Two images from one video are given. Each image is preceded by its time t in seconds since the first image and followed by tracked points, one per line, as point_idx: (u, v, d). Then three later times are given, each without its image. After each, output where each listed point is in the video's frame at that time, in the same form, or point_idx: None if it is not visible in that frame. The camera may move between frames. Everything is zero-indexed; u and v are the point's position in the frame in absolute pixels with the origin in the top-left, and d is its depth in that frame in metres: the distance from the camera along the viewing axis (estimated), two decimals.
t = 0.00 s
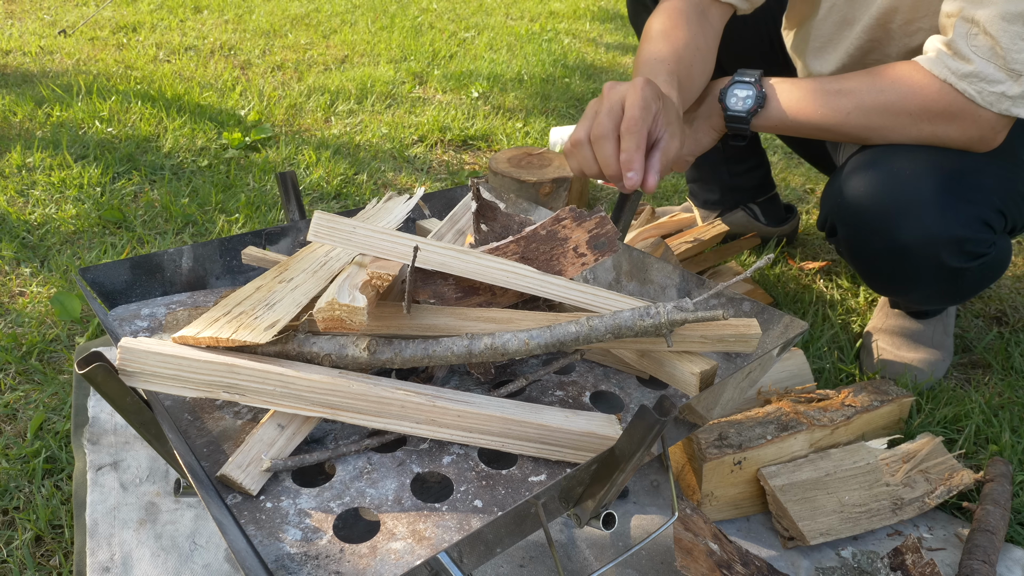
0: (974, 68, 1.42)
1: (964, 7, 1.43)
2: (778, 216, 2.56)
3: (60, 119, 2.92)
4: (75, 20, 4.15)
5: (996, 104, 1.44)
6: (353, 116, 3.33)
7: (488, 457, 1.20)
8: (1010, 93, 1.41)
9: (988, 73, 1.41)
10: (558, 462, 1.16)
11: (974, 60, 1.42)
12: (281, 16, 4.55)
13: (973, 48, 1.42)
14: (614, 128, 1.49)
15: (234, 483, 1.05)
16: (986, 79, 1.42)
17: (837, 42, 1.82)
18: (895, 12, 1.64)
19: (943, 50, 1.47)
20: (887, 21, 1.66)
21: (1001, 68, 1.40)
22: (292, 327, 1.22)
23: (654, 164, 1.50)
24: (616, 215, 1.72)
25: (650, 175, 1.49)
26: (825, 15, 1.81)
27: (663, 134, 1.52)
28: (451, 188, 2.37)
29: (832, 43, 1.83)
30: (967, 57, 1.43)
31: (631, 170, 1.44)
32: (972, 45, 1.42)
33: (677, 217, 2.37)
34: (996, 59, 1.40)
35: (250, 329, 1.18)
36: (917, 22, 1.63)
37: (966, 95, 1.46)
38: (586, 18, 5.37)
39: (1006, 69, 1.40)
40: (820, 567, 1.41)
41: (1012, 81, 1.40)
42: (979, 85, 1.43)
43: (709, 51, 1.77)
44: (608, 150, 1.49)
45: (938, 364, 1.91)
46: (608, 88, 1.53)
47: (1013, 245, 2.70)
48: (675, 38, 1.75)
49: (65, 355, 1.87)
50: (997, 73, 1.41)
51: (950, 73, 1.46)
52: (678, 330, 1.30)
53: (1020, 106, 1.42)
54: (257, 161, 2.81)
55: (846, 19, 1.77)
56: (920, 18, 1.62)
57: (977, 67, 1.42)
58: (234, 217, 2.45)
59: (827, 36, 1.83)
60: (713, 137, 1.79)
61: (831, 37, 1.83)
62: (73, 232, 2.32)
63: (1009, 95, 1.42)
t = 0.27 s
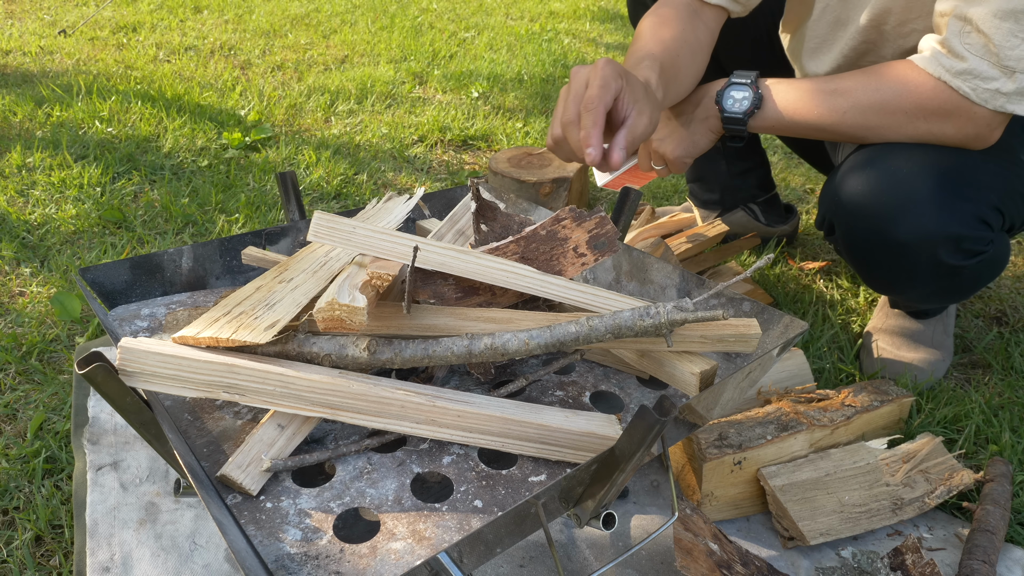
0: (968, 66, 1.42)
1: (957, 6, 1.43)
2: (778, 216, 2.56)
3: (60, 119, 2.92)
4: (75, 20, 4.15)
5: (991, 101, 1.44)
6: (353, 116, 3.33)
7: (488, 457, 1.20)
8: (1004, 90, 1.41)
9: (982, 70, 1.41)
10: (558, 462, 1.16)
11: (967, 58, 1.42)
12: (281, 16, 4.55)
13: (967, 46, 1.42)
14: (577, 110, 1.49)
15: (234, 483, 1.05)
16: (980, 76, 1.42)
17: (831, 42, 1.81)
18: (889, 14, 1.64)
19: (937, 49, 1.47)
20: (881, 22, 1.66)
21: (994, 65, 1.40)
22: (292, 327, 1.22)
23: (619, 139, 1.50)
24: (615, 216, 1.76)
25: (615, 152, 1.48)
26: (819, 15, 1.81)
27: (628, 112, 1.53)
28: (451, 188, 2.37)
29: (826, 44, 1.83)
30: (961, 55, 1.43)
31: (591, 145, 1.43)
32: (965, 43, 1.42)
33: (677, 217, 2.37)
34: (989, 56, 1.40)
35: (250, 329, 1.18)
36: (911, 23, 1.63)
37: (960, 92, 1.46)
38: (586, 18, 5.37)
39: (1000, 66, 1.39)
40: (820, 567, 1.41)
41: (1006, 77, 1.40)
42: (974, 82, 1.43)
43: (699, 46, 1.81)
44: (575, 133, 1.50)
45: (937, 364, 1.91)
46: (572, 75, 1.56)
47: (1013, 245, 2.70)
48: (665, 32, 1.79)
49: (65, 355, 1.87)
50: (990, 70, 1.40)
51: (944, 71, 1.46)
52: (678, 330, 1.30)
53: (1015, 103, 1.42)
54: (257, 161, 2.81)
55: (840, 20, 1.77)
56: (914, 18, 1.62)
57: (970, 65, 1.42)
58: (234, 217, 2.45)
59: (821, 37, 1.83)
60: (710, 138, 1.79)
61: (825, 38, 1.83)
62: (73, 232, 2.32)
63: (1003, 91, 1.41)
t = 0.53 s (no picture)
0: (959, 61, 1.42)
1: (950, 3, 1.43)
2: (778, 216, 2.57)
3: (60, 119, 2.92)
4: (75, 20, 4.15)
5: (982, 96, 1.43)
6: (353, 116, 3.33)
7: (488, 458, 1.20)
8: (995, 85, 1.41)
9: (973, 65, 1.41)
10: (558, 462, 1.16)
11: (959, 53, 1.42)
12: (281, 16, 4.55)
13: (959, 42, 1.42)
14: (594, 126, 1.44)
15: (234, 484, 1.05)
16: (971, 71, 1.42)
17: (828, 42, 1.81)
18: (885, 11, 1.64)
19: (929, 46, 1.47)
20: (876, 20, 1.67)
21: (985, 61, 1.40)
22: (292, 327, 1.22)
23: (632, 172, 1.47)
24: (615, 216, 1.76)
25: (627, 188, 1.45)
26: (815, 16, 1.81)
27: (645, 140, 1.48)
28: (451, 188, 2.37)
29: (823, 44, 1.83)
30: (952, 50, 1.43)
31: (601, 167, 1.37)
32: (957, 39, 1.42)
33: (677, 217, 2.37)
34: (980, 52, 1.40)
35: (251, 329, 1.18)
36: (906, 20, 1.63)
37: (952, 88, 1.46)
38: (586, 18, 5.37)
39: (991, 61, 1.39)
40: (820, 567, 1.41)
41: (997, 73, 1.40)
42: (965, 78, 1.43)
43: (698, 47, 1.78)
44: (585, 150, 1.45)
45: (937, 364, 1.91)
46: (597, 82, 1.49)
47: (1013, 245, 2.70)
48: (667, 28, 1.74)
49: (65, 355, 1.86)
50: (981, 65, 1.40)
51: (936, 66, 1.46)
52: (678, 330, 1.30)
53: (1006, 98, 1.42)
54: (257, 161, 2.81)
55: (835, 19, 1.77)
56: (909, 16, 1.63)
57: (961, 60, 1.42)
58: (234, 217, 2.46)
59: (817, 38, 1.84)
60: (704, 135, 1.78)
61: (821, 38, 1.83)
62: (73, 232, 2.32)
63: (994, 86, 1.41)
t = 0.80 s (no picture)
0: (962, 62, 1.42)
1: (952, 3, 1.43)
2: (778, 216, 2.56)
3: (60, 119, 2.92)
4: (75, 20, 4.15)
5: (984, 97, 1.44)
6: (353, 116, 3.33)
7: (488, 457, 1.20)
8: (998, 85, 1.41)
9: (976, 66, 1.41)
10: (558, 462, 1.16)
11: (961, 54, 1.42)
12: (281, 16, 4.55)
13: (961, 42, 1.42)
14: (588, 117, 1.36)
15: (234, 484, 1.05)
16: (974, 72, 1.42)
17: (830, 43, 1.82)
18: (887, 9, 1.64)
19: (932, 46, 1.47)
20: (879, 17, 1.67)
21: (988, 61, 1.40)
22: (292, 328, 1.22)
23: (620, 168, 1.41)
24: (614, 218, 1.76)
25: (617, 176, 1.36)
26: (816, 16, 1.82)
27: (634, 141, 1.42)
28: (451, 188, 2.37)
29: (824, 44, 1.83)
30: (955, 51, 1.43)
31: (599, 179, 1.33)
32: (960, 39, 1.42)
33: (677, 217, 2.37)
34: (983, 52, 1.40)
35: (250, 329, 1.18)
36: (908, 18, 1.63)
37: (954, 88, 1.46)
38: (586, 18, 5.37)
39: (994, 62, 1.40)
40: (820, 567, 1.41)
41: (1000, 73, 1.40)
42: (967, 78, 1.43)
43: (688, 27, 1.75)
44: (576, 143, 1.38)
45: (937, 364, 1.91)
46: (595, 72, 1.40)
47: (1013, 245, 2.70)
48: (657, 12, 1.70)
49: (65, 355, 1.86)
50: (984, 66, 1.40)
51: (938, 67, 1.46)
52: (678, 330, 1.30)
53: (1009, 99, 1.42)
54: (257, 161, 2.81)
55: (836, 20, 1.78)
56: (912, 14, 1.62)
57: (964, 61, 1.42)
58: (234, 217, 2.45)
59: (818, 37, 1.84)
60: (704, 133, 1.78)
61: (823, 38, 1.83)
62: (73, 232, 2.32)
63: (997, 87, 1.42)
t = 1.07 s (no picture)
0: (966, 65, 1.42)
1: (958, 4, 1.43)
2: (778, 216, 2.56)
3: (60, 119, 2.92)
4: (75, 20, 4.15)
5: (988, 101, 1.44)
6: (353, 116, 3.33)
7: (488, 457, 1.20)
8: (1002, 90, 1.41)
9: (980, 70, 1.41)
10: (558, 462, 1.16)
11: (966, 57, 1.42)
12: (281, 16, 4.55)
13: (966, 45, 1.41)
14: (543, 21, 1.36)
15: (234, 483, 1.05)
16: (978, 76, 1.42)
17: (838, 42, 1.82)
18: (893, 8, 1.64)
19: (935, 48, 1.47)
20: (885, 16, 1.67)
21: (993, 65, 1.40)
22: (292, 328, 1.22)
23: (581, 84, 1.35)
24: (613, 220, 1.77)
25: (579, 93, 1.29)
26: (826, 12, 1.82)
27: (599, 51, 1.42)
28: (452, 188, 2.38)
29: (833, 43, 1.83)
30: (960, 54, 1.42)
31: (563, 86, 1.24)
32: (966, 42, 1.41)
33: (677, 217, 2.38)
34: (988, 56, 1.40)
35: (250, 329, 1.19)
36: (915, 17, 1.62)
37: (958, 92, 1.46)
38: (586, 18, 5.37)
39: (999, 66, 1.39)
40: (820, 567, 1.41)
41: (1004, 77, 1.40)
42: (971, 82, 1.43)
43: None
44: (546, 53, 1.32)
45: (937, 364, 1.91)
46: None
47: (1013, 245, 2.70)
48: None
49: (65, 355, 1.86)
50: (989, 70, 1.40)
51: (942, 70, 1.45)
52: (678, 330, 1.30)
53: (1012, 103, 1.42)
54: (257, 161, 2.81)
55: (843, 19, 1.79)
56: (918, 14, 1.61)
57: (968, 64, 1.42)
58: (233, 217, 2.45)
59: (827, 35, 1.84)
60: (705, 132, 1.79)
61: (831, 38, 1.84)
62: (73, 232, 2.32)
63: (1001, 91, 1.42)
